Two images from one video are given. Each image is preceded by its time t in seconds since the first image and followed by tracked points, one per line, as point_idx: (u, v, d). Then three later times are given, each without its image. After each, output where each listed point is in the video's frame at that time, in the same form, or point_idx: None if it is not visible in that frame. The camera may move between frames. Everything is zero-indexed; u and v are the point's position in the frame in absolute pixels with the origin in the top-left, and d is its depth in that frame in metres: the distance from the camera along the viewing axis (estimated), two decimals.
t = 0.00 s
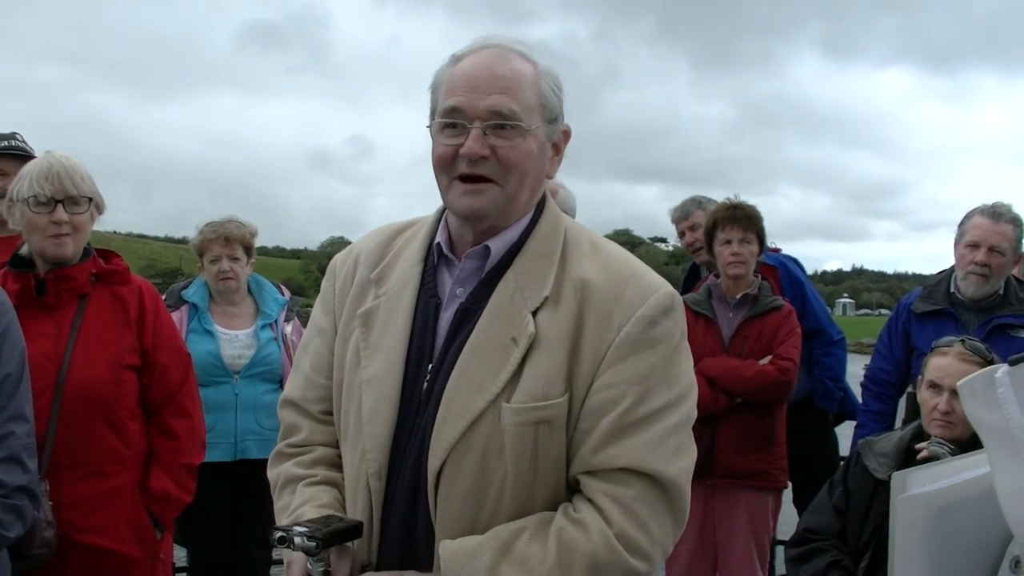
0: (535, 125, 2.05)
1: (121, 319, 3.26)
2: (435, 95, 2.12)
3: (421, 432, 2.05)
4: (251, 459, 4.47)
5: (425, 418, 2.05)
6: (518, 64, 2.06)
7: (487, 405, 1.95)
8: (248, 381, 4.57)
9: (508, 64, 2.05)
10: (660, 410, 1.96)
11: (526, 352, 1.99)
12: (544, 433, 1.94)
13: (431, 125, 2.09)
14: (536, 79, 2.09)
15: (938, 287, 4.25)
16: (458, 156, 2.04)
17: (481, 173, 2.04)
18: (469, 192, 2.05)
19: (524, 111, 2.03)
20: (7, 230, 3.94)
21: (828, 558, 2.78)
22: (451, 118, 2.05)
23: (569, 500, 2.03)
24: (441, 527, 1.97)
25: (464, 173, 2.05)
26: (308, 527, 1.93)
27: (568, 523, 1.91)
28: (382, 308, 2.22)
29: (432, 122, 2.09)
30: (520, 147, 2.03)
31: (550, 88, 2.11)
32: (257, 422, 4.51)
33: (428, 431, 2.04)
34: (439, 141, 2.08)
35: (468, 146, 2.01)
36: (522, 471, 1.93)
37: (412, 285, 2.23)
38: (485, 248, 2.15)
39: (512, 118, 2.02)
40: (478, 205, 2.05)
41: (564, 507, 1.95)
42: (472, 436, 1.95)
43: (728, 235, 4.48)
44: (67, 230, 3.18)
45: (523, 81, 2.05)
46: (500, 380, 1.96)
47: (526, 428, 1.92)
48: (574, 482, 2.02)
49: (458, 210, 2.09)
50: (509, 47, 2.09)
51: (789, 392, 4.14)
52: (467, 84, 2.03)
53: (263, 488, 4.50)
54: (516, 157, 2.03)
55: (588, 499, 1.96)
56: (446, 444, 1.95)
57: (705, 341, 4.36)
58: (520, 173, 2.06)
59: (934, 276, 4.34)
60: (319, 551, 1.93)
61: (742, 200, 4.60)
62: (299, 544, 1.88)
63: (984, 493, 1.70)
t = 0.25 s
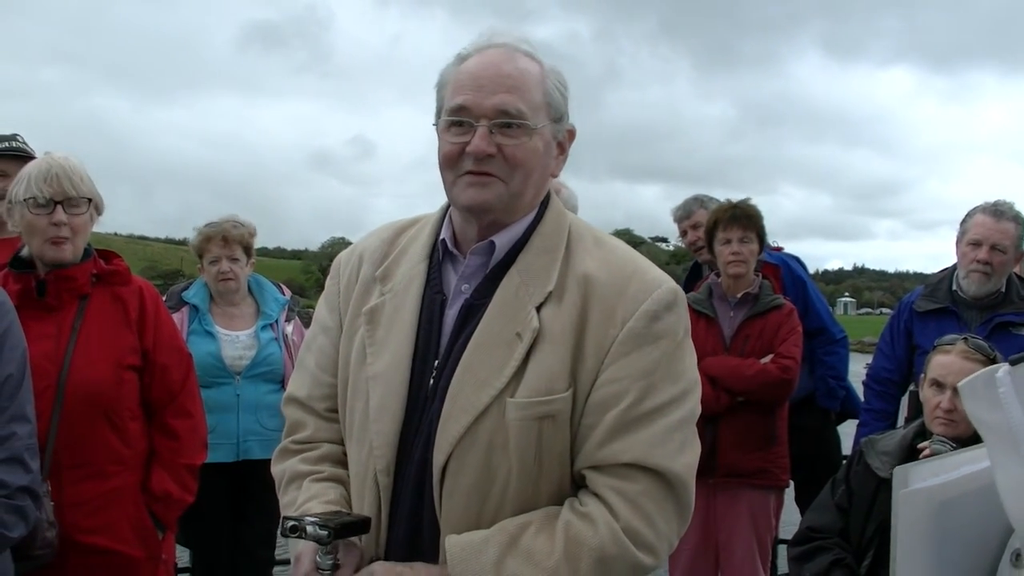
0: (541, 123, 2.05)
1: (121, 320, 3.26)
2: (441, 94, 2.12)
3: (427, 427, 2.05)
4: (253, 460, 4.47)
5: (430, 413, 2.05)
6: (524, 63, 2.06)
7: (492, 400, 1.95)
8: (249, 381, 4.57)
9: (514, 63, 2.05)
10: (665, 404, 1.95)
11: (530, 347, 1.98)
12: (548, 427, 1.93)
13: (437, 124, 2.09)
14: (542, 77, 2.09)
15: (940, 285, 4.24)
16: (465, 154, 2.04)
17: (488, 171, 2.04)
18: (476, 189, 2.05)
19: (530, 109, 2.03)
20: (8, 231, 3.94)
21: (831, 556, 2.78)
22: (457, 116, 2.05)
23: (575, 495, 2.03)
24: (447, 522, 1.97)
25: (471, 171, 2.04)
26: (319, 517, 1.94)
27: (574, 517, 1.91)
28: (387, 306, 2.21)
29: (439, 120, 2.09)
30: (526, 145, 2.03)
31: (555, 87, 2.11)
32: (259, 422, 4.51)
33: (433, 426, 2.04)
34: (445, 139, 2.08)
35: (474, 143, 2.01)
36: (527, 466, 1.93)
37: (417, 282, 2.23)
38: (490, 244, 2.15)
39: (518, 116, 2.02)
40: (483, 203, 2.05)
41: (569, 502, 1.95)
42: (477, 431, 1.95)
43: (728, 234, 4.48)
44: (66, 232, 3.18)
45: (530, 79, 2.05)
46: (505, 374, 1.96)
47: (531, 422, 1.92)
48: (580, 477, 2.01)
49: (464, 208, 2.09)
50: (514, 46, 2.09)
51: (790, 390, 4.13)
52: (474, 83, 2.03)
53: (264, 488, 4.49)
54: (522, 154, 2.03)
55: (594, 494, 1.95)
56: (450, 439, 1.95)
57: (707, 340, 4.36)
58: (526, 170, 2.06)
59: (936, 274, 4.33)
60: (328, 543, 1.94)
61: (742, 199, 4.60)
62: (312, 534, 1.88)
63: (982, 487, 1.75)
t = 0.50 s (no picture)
0: (544, 122, 2.05)
1: (123, 320, 3.26)
2: (445, 93, 2.12)
3: (432, 424, 2.05)
4: (254, 460, 4.47)
5: (435, 410, 2.05)
6: (527, 63, 2.06)
7: (497, 397, 1.95)
8: (250, 382, 4.56)
9: (517, 62, 2.05)
10: (669, 400, 1.95)
11: (535, 344, 1.98)
12: (553, 424, 1.93)
13: (441, 123, 2.09)
14: (545, 77, 2.09)
15: (942, 284, 4.24)
16: (468, 153, 2.03)
17: (492, 169, 2.04)
18: (479, 190, 2.05)
19: (534, 109, 2.03)
20: (9, 232, 3.94)
21: (833, 556, 2.77)
22: (461, 115, 2.05)
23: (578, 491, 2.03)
24: (452, 519, 1.97)
25: (475, 169, 2.04)
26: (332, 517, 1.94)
27: (579, 513, 1.91)
28: (390, 304, 2.21)
29: (443, 119, 2.09)
30: (529, 144, 2.02)
31: (557, 87, 2.10)
32: (260, 423, 4.51)
33: (438, 423, 2.04)
34: (449, 138, 2.08)
35: (478, 142, 2.01)
36: (532, 462, 1.93)
37: (421, 280, 2.23)
38: (494, 242, 2.14)
39: (522, 116, 2.02)
40: (486, 202, 2.05)
41: (574, 497, 1.95)
42: (482, 428, 1.95)
43: (727, 234, 4.47)
44: (67, 232, 3.17)
45: (533, 78, 2.04)
46: (510, 371, 1.95)
47: (536, 419, 1.91)
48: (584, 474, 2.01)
49: (468, 207, 2.09)
50: (517, 46, 2.09)
51: (792, 390, 4.13)
52: (477, 82, 2.02)
53: (265, 488, 4.49)
54: (526, 153, 2.02)
55: (598, 489, 1.95)
56: (456, 436, 1.95)
57: (709, 339, 4.36)
58: (530, 169, 2.05)
59: (939, 273, 4.33)
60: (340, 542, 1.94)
61: (742, 199, 4.59)
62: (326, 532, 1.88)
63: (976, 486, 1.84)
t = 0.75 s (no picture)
0: (543, 122, 2.05)
1: (126, 319, 3.27)
2: (445, 92, 2.13)
3: (433, 423, 2.05)
4: (256, 460, 4.47)
5: (437, 409, 2.05)
6: (527, 62, 2.06)
7: (498, 395, 1.95)
8: (252, 382, 4.57)
9: (517, 62, 2.05)
10: (670, 397, 1.96)
11: (536, 342, 1.99)
12: (555, 422, 1.94)
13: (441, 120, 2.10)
14: (544, 77, 2.09)
15: (944, 284, 4.24)
16: (468, 151, 2.04)
17: (491, 167, 2.04)
18: (477, 188, 2.06)
19: (533, 108, 2.03)
20: (12, 232, 3.94)
21: (835, 555, 2.76)
22: (461, 113, 2.06)
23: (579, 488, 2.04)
24: (454, 517, 1.98)
25: (474, 167, 2.05)
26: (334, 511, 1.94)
27: (580, 510, 1.91)
28: (389, 303, 2.21)
29: (443, 117, 2.10)
30: (528, 142, 2.03)
31: (557, 87, 2.11)
32: (261, 422, 4.51)
33: (439, 422, 2.04)
34: (449, 136, 2.09)
35: (477, 139, 2.01)
36: (533, 460, 1.93)
37: (420, 279, 2.23)
38: (493, 241, 2.14)
39: (521, 114, 2.02)
40: (484, 200, 2.05)
41: (576, 495, 1.96)
42: (483, 426, 1.95)
43: (728, 234, 4.48)
44: (70, 232, 3.18)
45: (532, 77, 2.05)
46: (511, 369, 1.96)
47: (538, 417, 1.92)
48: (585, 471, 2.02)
49: (466, 206, 2.09)
50: (516, 46, 2.09)
51: (794, 390, 4.13)
52: (477, 81, 2.03)
53: (267, 488, 4.49)
54: (524, 152, 2.03)
55: (599, 487, 1.96)
56: (458, 435, 1.95)
57: (711, 340, 4.36)
58: (528, 168, 2.06)
59: (940, 273, 4.33)
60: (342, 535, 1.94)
61: (743, 199, 4.60)
62: (328, 527, 1.88)
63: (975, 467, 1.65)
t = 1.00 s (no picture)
0: (537, 120, 2.06)
1: (128, 317, 3.27)
2: (439, 90, 2.13)
3: (432, 425, 2.05)
4: (257, 459, 4.48)
5: (435, 410, 2.06)
6: (521, 59, 2.07)
7: (496, 397, 1.95)
8: (252, 382, 4.58)
9: (511, 59, 2.06)
10: (667, 398, 1.96)
11: (533, 343, 1.99)
12: (553, 424, 1.94)
13: (434, 118, 2.10)
14: (539, 74, 2.10)
15: (944, 284, 4.25)
16: (461, 149, 2.05)
17: (484, 166, 2.04)
18: (470, 184, 2.06)
19: (527, 105, 2.04)
20: (13, 231, 3.94)
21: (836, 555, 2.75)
22: (454, 111, 2.06)
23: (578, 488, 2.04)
24: (453, 518, 1.98)
25: (466, 165, 2.05)
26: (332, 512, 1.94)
27: (579, 512, 1.92)
28: (385, 304, 2.21)
29: (436, 115, 2.11)
30: (521, 140, 2.03)
31: (552, 84, 2.12)
32: (262, 422, 4.52)
33: (437, 423, 2.05)
34: (442, 134, 2.09)
35: (470, 137, 2.01)
36: (531, 461, 1.94)
37: (415, 279, 2.23)
38: (489, 241, 2.15)
39: (514, 112, 2.03)
40: (477, 197, 2.05)
41: (575, 495, 1.96)
42: (481, 427, 1.95)
43: (730, 235, 4.49)
44: (74, 231, 3.19)
45: (526, 75, 2.06)
46: (508, 371, 1.96)
47: (536, 419, 1.92)
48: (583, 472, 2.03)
49: (458, 203, 2.09)
50: (510, 43, 2.10)
51: (796, 390, 4.13)
52: (470, 79, 2.04)
53: (267, 488, 4.50)
54: (518, 150, 2.03)
55: (598, 488, 1.96)
56: (457, 437, 1.95)
57: (712, 340, 4.36)
58: (520, 166, 2.06)
59: (940, 273, 4.33)
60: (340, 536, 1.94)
61: (744, 200, 4.60)
62: (326, 528, 1.88)
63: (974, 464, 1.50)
